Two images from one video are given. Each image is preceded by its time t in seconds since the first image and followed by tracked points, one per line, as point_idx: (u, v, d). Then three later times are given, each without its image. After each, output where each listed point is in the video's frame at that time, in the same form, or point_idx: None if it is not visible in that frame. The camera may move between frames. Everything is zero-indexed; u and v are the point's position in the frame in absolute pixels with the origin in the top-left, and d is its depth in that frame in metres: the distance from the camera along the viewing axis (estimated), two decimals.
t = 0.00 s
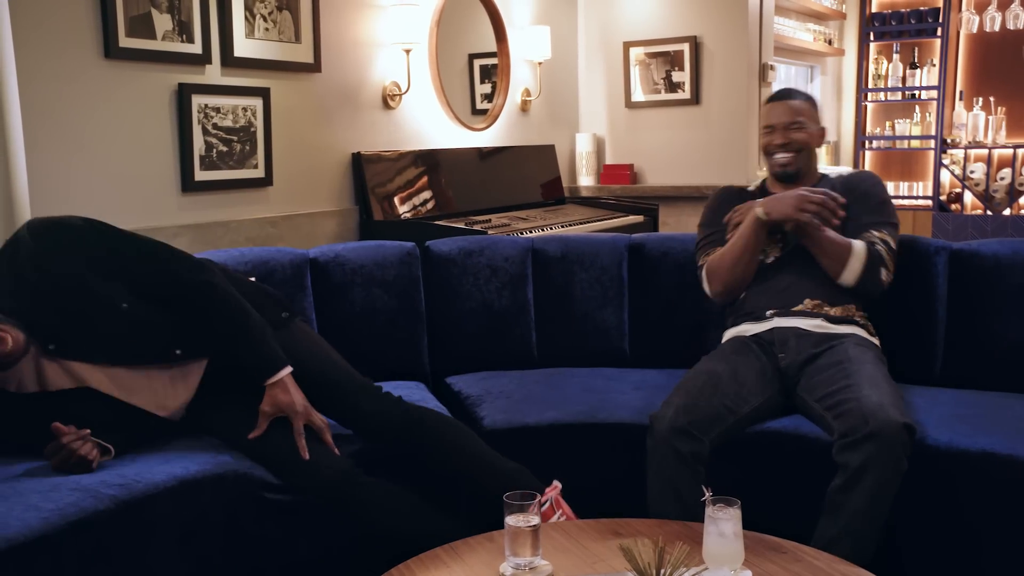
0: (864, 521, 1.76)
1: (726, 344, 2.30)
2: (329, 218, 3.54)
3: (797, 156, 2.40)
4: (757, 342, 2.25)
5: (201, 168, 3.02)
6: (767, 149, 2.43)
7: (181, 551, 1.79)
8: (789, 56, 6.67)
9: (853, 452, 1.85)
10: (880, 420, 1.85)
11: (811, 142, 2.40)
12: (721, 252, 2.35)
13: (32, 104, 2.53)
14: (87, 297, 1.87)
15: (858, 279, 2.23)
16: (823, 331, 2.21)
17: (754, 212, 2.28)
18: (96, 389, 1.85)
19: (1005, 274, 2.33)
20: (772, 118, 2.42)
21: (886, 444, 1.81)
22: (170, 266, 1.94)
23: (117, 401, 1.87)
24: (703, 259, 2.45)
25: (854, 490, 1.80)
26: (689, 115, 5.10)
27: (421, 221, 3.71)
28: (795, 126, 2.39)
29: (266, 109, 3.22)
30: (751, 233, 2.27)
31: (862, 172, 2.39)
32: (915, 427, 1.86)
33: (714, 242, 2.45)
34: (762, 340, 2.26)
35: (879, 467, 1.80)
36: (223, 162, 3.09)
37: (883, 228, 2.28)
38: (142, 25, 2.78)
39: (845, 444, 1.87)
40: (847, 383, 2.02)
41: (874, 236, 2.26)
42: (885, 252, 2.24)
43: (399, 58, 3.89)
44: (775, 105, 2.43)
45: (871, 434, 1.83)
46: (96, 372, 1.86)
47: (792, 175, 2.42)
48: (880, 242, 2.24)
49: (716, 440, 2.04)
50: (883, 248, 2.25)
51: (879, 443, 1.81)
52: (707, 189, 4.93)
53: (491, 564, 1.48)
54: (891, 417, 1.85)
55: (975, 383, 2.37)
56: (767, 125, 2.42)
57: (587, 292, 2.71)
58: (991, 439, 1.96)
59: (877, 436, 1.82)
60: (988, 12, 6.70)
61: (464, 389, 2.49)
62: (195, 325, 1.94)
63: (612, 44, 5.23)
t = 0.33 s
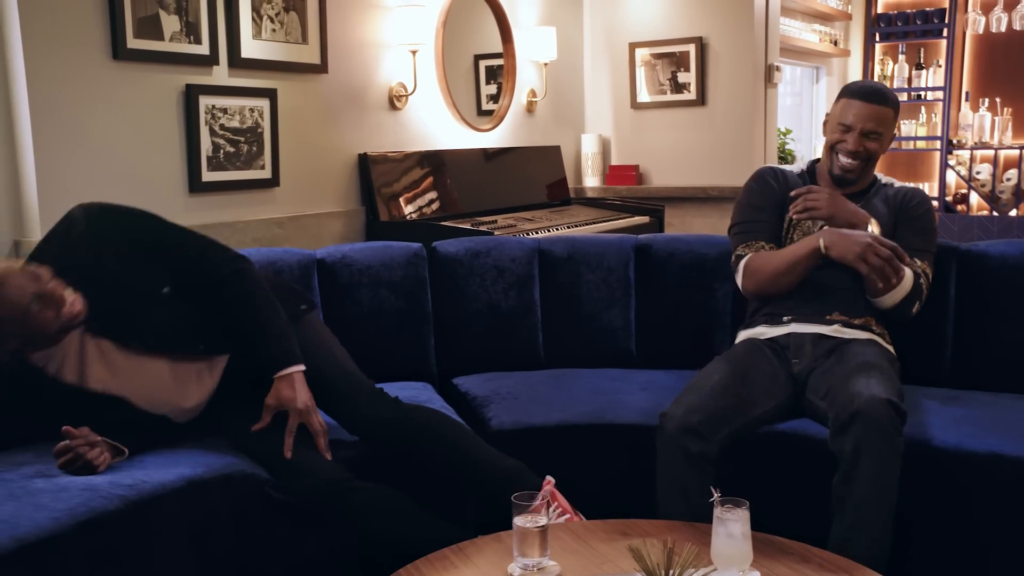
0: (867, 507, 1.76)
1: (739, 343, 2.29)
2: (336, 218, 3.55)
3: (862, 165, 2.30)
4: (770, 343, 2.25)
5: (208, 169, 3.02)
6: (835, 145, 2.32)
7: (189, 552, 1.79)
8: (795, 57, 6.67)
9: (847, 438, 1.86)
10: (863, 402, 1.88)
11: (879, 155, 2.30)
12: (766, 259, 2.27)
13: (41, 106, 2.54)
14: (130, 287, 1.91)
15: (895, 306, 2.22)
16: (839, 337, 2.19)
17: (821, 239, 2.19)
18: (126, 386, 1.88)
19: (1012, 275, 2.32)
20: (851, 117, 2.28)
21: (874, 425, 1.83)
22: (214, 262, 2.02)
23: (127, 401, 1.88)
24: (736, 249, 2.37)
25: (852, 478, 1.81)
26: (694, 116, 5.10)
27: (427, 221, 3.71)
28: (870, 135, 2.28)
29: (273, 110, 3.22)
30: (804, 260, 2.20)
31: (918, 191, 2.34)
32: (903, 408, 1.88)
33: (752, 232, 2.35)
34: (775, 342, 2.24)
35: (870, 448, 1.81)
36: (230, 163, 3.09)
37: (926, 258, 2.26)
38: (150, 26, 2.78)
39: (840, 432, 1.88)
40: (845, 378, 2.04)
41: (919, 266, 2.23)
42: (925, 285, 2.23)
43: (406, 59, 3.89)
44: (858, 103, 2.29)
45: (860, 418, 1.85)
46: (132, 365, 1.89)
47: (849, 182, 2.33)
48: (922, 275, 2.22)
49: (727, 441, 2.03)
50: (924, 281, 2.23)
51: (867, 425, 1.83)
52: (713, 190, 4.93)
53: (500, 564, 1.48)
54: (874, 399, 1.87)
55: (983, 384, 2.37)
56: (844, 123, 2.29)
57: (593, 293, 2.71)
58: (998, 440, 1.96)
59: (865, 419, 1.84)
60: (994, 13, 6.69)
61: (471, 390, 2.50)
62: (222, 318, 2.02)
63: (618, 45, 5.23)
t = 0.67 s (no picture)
0: (875, 478, 1.76)
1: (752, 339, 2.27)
2: (343, 220, 3.55)
3: (857, 159, 2.19)
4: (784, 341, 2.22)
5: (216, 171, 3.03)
6: (831, 139, 2.22)
7: (197, 553, 1.80)
8: (802, 60, 6.66)
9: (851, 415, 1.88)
10: (867, 377, 1.91)
11: (876, 144, 2.18)
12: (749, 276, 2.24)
13: (50, 108, 2.55)
14: (235, 246, 2.05)
15: (900, 319, 2.12)
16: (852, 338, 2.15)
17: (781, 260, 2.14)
18: (198, 332, 1.98)
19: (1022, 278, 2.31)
20: (838, 109, 2.19)
21: (877, 399, 1.85)
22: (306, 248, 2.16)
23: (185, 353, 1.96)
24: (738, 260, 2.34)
25: (857, 450, 1.82)
26: (702, 118, 5.10)
27: (434, 223, 3.71)
28: (861, 127, 2.17)
29: (280, 112, 3.23)
30: (771, 284, 2.18)
31: (928, 188, 2.17)
32: (908, 384, 1.93)
33: (752, 244, 2.31)
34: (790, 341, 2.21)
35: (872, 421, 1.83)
36: (238, 165, 3.10)
37: (934, 267, 2.14)
38: (158, 28, 2.79)
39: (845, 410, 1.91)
40: (850, 363, 2.06)
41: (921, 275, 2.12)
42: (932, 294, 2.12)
43: (413, 61, 3.90)
44: (848, 95, 2.19)
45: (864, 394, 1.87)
46: (208, 316, 2.00)
47: (848, 178, 2.22)
48: (927, 284, 2.11)
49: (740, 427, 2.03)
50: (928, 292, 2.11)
51: (870, 397, 1.86)
52: (720, 192, 4.93)
53: (506, 566, 1.48)
54: (876, 374, 1.91)
55: (992, 386, 2.36)
56: (833, 117, 2.20)
57: (600, 295, 2.70)
58: (1009, 443, 1.95)
59: (870, 394, 1.86)
60: (1002, 15, 6.67)
61: (479, 391, 2.50)
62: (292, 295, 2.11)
63: (625, 47, 5.22)
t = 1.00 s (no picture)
0: (899, 531, 1.65)
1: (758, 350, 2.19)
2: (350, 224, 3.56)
3: (847, 165, 2.04)
4: (790, 351, 2.14)
5: (223, 174, 3.03)
6: (820, 141, 2.08)
7: (205, 556, 1.80)
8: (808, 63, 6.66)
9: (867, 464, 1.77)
10: (882, 429, 1.78)
11: (866, 150, 2.04)
12: (735, 302, 2.13)
13: (59, 112, 2.56)
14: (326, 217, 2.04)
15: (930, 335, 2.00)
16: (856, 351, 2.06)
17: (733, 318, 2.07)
18: (288, 277, 1.99)
19: None
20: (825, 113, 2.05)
21: (892, 449, 1.73)
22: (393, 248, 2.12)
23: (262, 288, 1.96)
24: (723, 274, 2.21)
25: (876, 504, 1.70)
26: (708, 122, 5.10)
27: (441, 227, 3.72)
28: (851, 132, 2.02)
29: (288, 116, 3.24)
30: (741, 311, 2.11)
31: (930, 191, 2.07)
32: (921, 433, 1.80)
33: (735, 257, 2.18)
34: (797, 354, 2.13)
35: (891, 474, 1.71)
36: (245, 168, 3.11)
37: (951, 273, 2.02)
38: (167, 32, 2.80)
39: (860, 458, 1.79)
40: (858, 390, 1.95)
41: (920, 309, 1.96)
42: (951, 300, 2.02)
43: (420, 65, 3.91)
44: (838, 96, 2.05)
45: (879, 444, 1.75)
46: (302, 271, 2.01)
47: (840, 184, 2.07)
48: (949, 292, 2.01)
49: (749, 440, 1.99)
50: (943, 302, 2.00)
51: (887, 448, 1.74)
52: (726, 197, 4.94)
53: (513, 571, 1.47)
54: (895, 423, 1.78)
55: (1000, 392, 2.36)
56: (821, 122, 2.06)
57: (607, 299, 2.70)
58: (1018, 448, 1.94)
59: (884, 444, 1.75)
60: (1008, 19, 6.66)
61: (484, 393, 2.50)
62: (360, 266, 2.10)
63: (631, 51, 5.23)
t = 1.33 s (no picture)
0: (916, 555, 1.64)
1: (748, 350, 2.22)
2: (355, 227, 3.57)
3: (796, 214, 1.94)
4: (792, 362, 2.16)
5: (230, 177, 3.04)
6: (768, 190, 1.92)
7: (214, 558, 1.81)
8: (812, 66, 6.66)
9: (881, 487, 1.73)
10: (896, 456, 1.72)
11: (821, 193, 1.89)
12: (719, 332, 2.13)
13: (67, 116, 2.56)
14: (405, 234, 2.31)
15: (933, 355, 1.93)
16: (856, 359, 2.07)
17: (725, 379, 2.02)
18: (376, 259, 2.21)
19: None
20: (764, 168, 1.88)
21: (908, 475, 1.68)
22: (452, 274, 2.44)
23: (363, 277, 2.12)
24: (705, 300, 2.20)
25: (889, 533, 1.68)
26: (712, 125, 5.10)
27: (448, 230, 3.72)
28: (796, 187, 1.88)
29: (294, 119, 3.24)
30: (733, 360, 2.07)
31: (904, 212, 1.96)
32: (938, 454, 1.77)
33: (713, 286, 2.17)
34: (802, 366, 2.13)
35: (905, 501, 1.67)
36: (251, 172, 3.11)
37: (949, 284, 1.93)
38: (174, 36, 2.81)
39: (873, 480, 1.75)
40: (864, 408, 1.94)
41: (908, 395, 1.81)
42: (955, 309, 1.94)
43: (425, 68, 3.91)
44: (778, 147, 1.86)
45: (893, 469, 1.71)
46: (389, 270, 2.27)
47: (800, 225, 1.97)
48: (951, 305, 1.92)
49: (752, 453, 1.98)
50: (949, 317, 1.93)
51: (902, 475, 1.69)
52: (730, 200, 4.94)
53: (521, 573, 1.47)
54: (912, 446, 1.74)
55: (1008, 395, 2.35)
56: (762, 175, 1.90)
57: (613, 302, 2.71)
58: None
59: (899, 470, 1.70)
60: (1012, 22, 6.66)
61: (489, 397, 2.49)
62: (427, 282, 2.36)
63: (635, 54, 5.23)
